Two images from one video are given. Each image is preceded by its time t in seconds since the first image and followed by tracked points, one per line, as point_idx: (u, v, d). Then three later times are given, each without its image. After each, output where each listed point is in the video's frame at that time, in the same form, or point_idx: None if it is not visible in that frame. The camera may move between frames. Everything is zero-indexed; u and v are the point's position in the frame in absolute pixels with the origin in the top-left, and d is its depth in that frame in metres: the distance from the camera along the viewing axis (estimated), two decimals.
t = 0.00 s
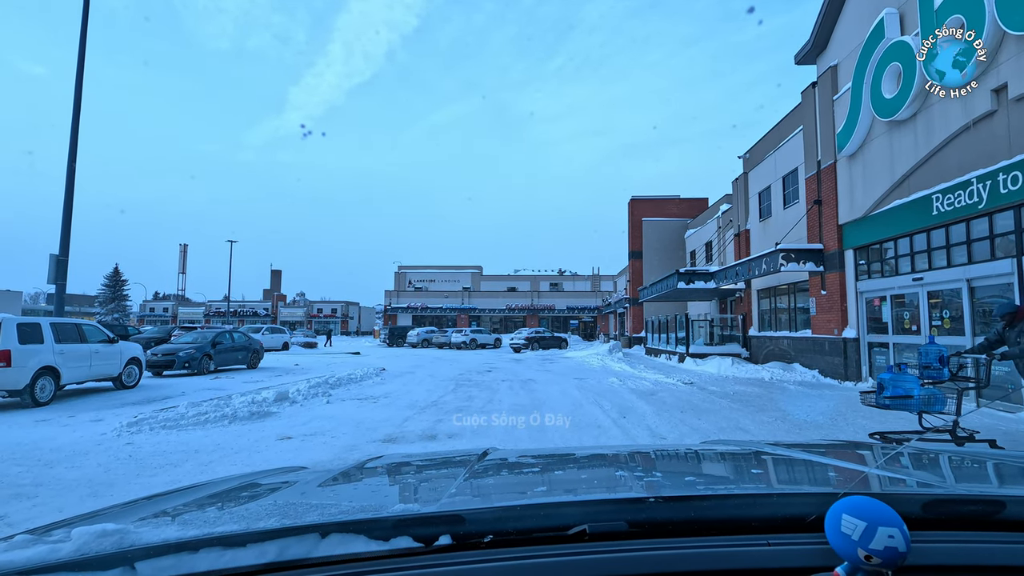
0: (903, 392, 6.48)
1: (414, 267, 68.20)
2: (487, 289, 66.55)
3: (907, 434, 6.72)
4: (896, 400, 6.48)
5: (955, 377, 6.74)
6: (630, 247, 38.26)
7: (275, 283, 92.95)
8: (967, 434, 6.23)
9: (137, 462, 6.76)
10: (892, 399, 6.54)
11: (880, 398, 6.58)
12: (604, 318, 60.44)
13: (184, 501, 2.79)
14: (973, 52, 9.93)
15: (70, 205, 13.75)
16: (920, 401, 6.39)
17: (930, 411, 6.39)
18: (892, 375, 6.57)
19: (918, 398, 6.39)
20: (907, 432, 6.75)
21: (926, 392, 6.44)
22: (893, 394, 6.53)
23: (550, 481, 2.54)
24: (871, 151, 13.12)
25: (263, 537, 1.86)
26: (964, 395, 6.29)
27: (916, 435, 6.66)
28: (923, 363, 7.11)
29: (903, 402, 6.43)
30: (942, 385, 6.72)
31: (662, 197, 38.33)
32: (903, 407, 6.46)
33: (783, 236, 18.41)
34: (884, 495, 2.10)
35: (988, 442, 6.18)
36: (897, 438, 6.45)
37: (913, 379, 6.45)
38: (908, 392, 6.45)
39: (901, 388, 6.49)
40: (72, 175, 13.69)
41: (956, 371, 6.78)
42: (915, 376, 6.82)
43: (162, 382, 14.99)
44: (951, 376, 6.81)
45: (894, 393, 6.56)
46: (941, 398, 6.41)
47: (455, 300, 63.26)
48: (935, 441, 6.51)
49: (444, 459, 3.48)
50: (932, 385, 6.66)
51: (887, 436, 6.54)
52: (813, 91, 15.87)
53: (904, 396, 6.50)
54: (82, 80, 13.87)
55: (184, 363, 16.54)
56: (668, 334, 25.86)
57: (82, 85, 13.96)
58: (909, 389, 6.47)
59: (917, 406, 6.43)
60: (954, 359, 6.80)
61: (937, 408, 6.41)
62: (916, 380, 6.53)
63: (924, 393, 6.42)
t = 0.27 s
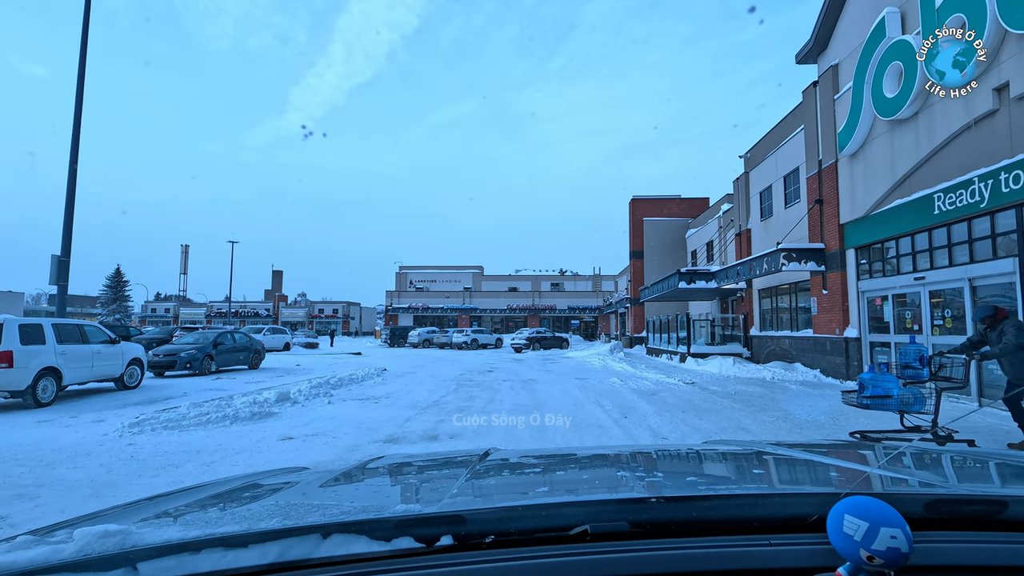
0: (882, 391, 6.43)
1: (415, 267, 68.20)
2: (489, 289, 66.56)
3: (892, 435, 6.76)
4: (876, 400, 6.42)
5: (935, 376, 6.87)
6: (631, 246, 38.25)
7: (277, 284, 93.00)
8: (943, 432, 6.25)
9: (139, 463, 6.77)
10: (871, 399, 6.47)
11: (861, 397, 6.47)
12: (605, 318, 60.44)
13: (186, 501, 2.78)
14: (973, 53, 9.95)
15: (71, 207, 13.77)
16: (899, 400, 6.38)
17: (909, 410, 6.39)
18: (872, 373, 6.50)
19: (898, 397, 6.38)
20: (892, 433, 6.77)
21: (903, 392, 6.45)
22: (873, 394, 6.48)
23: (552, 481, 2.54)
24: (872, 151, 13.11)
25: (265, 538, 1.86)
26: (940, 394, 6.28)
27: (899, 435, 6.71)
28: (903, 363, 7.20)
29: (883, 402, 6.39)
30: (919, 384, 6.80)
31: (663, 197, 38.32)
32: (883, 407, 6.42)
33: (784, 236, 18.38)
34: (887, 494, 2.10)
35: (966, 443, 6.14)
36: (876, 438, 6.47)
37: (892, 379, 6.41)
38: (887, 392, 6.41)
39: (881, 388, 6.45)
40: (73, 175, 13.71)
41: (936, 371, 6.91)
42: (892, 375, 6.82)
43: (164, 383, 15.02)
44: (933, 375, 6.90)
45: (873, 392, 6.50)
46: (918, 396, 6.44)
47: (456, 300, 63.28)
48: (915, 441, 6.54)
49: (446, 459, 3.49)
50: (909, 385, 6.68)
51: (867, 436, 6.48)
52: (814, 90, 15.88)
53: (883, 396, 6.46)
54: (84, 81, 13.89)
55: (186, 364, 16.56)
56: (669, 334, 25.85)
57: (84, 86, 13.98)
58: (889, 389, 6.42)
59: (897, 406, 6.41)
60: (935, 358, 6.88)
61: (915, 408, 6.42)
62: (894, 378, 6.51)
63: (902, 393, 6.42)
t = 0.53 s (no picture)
0: (860, 391, 6.48)
1: (416, 267, 68.23)
2: (490, 289, 66.56)
3: (872, 435, 6.88)
4: (853, 400, 6.47)
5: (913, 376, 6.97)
6: (632, 246, 38.23)
7: (279, 284, 93.08)
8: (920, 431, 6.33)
9: (140, 463, 6.77)
10: (849, 398, 6.51)
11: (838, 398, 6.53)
12: (607, 318, 60.40)
13: (188, 502, 2.78)
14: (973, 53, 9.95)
15: (73, 208, 13.78)
16: (876, 400, 6.42)
17: (886, 410, 6.42)
18: (851, 373, 6.54)
19: (875, 397, 6.41)
20: (872, 433, 6.88)
21: (880, 392, 6.49)
22: (851, 394, 6.52)
23: (553, 481, 2.55)
24: (873, 150, 13.10)
25: (266, 538, 1.86)
26: (917, 395, 6.32)
27: (879, 434, 6.83)
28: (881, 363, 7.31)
29: (860, 401, 6.44)
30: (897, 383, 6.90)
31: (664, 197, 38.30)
32: (861, 407, 6.47)
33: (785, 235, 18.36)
34: (890, 494, 2.10)
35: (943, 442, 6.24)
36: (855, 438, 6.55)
37: (869, 378, 6.45)
38: (865, 392, 6.45)
39: (859, 387, 6.49)
40: (75, 177, 13.74)
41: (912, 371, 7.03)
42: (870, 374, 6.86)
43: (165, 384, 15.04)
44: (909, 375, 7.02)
45: (851, 392, 6.55)
46: (896, 397, 6.46)
47: (457, 300, 63.27)
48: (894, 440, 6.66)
49: (447, 459, 3.49)
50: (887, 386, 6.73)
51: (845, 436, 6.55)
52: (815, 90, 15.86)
53: (860, 395, 6.50)
54: (85, 82, 13.92)
55: (188, 364, 16.59)
56: (670, 334, 25.83)
57: (85, 87, 14.01)
58: (867, 389, 6.46)
59: (873, 405, 6.46)
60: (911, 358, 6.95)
61: (893, 408, 6.45)
62: (871, 378, 6.54)
63: (879, 392, 6.45)
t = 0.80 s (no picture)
0: (835, 390, 6.46)
1: (416, 267, 68.24)
2: (490, 290, 66.55)
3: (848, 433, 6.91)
4: (828, 398, 6.46)
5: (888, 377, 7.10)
6: (632, 246, 38.22)
7: (280, 285, 93.13)
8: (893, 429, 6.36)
9: (142, 464, 6.79)
10: (825, 398, 6.50)
11: (814, 397, 6.51)
12: (607, 318, 60.38)
13: (189, 502, 2.78)
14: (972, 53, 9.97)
15: (74, 209, 13.80)
16: (850, 399, 6.41)
17: (860, 409, 6.40)
18: (828, 371, 6.52)
19: (849, 396, 6.39)
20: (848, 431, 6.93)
21: (855, 391, 6.48)
22: (826, 392, 6.51)
23: (554, 481, 2.55)
24: (874, 149, 13.09)
25: (267, 539, 1.86)
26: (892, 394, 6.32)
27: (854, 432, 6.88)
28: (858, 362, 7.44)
29: (834, 400, 6.42)
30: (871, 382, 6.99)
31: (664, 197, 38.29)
32: (835, 406, 6.46)
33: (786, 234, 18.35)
34: (891, 493, 2.10)
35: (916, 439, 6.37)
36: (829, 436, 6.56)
37: (844, 377, 6.43)
38: (841, 392, 6.43)
39: (834, 386, 6.47)
40: (76, 178, 13.76)
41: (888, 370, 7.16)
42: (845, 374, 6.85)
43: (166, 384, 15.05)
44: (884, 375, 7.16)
45: (826, 391, 6.54)
46: (871, 396, 6.45)
47: (457, 301, 63.29)
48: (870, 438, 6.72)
49: (449, 459, 3.49)
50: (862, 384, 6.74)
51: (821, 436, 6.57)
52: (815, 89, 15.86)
53: (836, 395, 6.48)
54: (86, 83, 13.93)
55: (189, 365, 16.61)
56: (671, 334, 25.84)
57: (86, 89, 14.02)
58: (843, 389, 6.44)
59: (847, 405, 6.45)
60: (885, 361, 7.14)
61: (867, 408, 6.44)
62: (846, 377, 6.52)
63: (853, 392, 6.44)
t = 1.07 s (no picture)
0: (808, 389, 6.72)
1: (417, 267, 68.21)
2: (490, 290, 66.53)
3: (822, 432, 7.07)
4: (801, 397, 6.70)
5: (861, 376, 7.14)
6: (632, 246, 38.23)
7: (280, 285, 93.13)
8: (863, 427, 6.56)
9: (143, 465, 6.79)
10: (798, 397, 6.72)
11: (788, 396, 6.74)
12: (608, 318, 60.40)
13: (190, 503, 2.78)
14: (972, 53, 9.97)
15: (74, 210, 13.79)
16: (823, 398, 6.64)
17: (832, 408, 6.63)
18: (802, 371, 6.80)
19: (821, 395, 6.64)
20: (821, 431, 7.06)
21: (827, 390, 6.72)
22: (799, 391, 6.76)
23: (555, 481, 2.55)
24: (874, 148, 13.08)
25: (269, 539, 1.87)
26: (864, 394, 6.52)
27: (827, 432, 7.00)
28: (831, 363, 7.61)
29: (807, 398, 6.66)
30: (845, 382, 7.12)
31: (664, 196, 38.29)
32: (808, 405, 6.68)
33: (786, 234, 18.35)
34: (892, 492, 2.10)
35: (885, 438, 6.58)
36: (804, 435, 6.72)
37: (817, 377, 6.70)
38: (814, 391, 6.68)
39: (807, 385, 6.73)
40: (76, 178, 13.76)
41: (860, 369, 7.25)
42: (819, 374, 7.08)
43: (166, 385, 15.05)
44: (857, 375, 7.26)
45: (799, 390, 6.80)
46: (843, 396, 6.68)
47: (457, 301, 63.28)
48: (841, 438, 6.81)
49: (450, 460, 3.49)
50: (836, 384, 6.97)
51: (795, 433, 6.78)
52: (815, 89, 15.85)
53: (810, 394, 6.71)
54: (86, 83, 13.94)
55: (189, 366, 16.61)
56: (671, 334, 25.83)
57: (86, 91, 14.02)
58: (816, 388, 6.68)
59: (821, 404, 6.68)
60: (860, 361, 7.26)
61: (839, 407, 6.67)
62: (820, 377, 6.78)
63: (826, 391, 6.69)
